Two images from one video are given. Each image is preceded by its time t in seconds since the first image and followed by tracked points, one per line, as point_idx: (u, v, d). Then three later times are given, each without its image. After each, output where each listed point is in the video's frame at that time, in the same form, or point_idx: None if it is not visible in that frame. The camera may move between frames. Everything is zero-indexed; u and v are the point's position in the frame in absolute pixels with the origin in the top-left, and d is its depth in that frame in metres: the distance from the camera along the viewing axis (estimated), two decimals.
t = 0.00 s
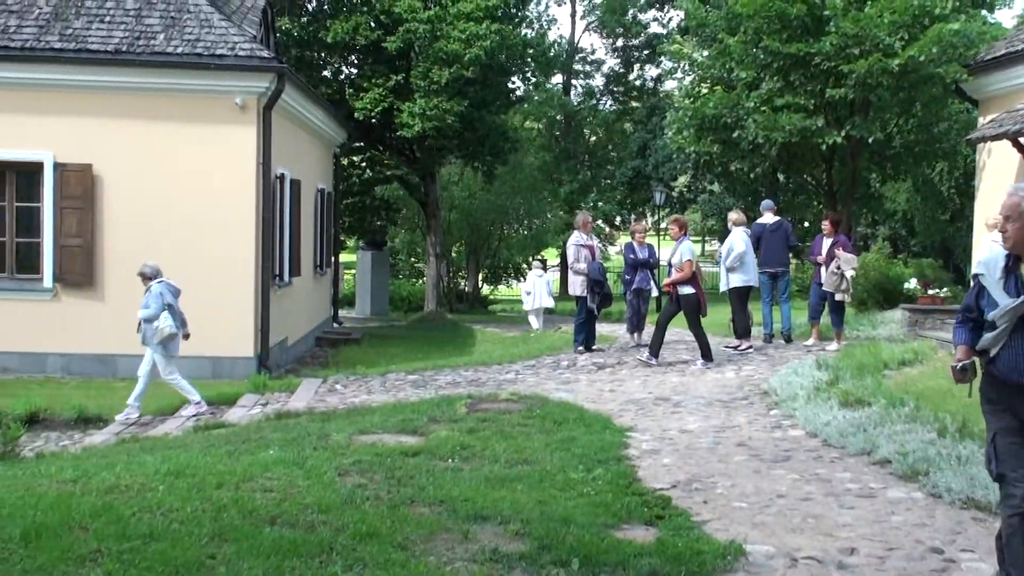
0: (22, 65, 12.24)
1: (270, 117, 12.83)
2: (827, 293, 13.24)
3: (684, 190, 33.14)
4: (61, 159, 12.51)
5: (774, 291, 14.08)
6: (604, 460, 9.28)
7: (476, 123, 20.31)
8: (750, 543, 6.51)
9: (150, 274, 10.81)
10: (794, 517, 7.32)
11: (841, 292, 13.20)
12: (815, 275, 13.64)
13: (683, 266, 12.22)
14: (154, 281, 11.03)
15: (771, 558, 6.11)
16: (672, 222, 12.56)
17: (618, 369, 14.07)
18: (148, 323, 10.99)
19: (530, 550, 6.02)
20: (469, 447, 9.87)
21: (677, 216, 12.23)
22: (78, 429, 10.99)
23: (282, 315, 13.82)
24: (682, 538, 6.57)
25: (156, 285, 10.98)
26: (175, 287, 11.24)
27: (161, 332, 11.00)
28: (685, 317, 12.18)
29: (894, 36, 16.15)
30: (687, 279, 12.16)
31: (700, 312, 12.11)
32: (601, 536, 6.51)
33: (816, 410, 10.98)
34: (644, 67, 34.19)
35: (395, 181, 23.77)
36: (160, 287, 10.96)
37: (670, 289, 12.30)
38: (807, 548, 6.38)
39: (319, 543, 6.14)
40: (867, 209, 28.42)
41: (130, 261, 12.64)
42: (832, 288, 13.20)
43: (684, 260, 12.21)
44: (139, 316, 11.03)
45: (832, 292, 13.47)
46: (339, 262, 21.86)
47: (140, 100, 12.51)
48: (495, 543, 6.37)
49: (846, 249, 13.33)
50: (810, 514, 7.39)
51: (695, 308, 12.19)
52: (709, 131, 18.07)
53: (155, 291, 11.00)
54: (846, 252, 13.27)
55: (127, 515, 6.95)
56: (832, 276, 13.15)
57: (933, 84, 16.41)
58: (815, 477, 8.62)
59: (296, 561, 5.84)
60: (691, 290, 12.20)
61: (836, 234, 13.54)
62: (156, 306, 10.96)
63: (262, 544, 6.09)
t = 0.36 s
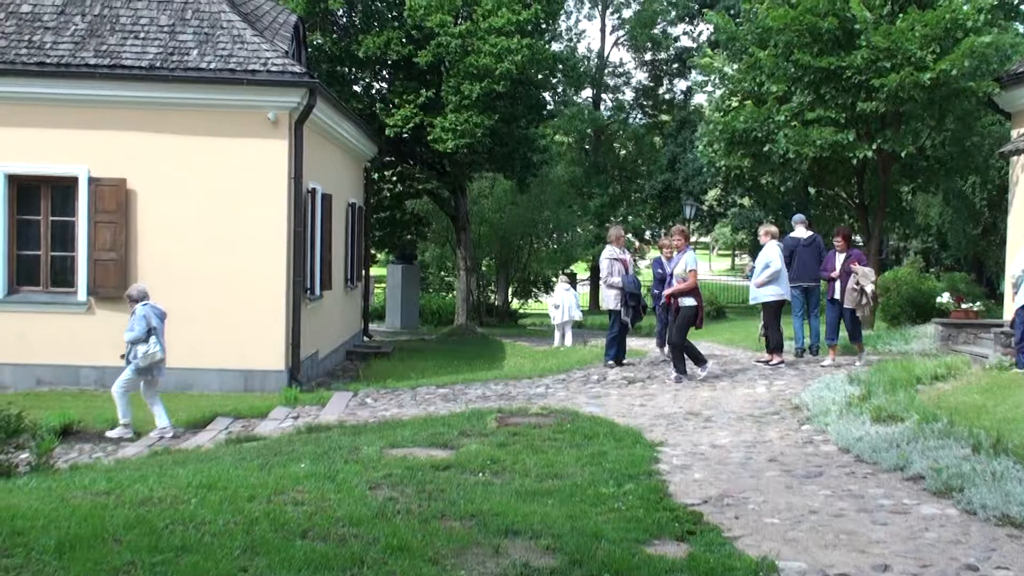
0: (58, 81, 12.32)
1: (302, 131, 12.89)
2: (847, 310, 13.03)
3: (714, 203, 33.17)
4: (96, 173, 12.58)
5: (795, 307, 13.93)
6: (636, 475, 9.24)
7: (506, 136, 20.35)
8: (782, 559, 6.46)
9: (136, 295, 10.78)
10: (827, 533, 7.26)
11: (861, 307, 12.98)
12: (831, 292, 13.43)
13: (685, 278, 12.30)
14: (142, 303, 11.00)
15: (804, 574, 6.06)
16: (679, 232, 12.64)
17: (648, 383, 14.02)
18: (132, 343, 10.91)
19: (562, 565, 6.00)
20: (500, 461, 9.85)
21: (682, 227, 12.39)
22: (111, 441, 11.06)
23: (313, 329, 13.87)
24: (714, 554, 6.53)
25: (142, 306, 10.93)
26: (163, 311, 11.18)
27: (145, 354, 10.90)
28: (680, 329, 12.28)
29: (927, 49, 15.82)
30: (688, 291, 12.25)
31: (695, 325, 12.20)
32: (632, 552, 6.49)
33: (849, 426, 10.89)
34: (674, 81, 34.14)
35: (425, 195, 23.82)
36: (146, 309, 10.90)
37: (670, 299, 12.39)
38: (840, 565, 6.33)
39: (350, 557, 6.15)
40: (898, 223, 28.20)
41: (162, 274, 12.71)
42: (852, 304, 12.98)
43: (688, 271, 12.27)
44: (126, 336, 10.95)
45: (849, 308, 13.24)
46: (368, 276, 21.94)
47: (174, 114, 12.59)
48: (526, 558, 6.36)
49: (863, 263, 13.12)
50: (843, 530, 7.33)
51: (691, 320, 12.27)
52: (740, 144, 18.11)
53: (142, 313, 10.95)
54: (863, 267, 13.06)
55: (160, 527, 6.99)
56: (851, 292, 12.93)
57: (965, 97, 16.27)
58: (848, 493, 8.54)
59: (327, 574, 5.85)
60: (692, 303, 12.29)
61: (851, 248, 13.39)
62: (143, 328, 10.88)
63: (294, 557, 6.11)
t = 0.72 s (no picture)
0: (97, 95, 12.41)
1: (336, 144, 12.94)
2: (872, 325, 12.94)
3: (748, 216, 32.89)
4: (132, 186, 12.66)
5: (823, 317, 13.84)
6: (669, 488, 9.18)
7: (539, 149, 20.36)
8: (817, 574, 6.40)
9: (120, 315, 10.75)
10: (862, 548, 7.18)
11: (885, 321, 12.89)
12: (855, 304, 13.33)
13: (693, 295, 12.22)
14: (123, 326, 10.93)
15: None
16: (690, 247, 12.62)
17: (681, 396, 13.95)
18: (111, 367, 10.78)
19: None
20: (532, 474, 9.82)
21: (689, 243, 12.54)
22: (147, 452, 11.15)
23: (346, 340, 13.91)
24: (748, 568, 6.48)
25: (122, 328, 10.87)
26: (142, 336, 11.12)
27: (125, 376, 10.77)
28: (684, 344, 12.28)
29: (962, 61, 15.66)
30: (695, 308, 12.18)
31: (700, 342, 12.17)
32: (665, 566, 6.46)
33: (883, 440, 10.78)
34: (707, 93, 34.06)
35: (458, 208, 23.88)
36: (127, 330, 10.85)
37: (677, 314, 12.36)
38: None
39: (383, 569, 6.16)
40: (934, 234, 27.94)
41: (198, 287, 12.78)
42: (875, 317, 12.89)
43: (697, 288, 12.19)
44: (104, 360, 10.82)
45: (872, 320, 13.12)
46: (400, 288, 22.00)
47: (210, 128, 12.67)
48: (558, 571, 6.34)
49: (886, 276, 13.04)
50: (878, 545, 7.25)
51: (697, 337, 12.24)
52: (773, 156, 18.03)
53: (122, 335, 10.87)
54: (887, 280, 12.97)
55: (195, 537, 7.03)
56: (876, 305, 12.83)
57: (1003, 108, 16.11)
58: (883, 508, 8.45)
59: None
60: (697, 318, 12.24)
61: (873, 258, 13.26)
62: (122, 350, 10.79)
63: (328, 568, 6.13)
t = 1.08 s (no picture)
0: (134, 104, 12.47)
1: (369, 151, 12.98)
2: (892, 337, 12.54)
3: (781, 222, 33.01)
4: (168, 194, 12.73)
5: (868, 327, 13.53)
6: (703, 497, 9.12)
7: (572, 157, 20.35)
8: None
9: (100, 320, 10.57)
10: (898, 559, 7.11)
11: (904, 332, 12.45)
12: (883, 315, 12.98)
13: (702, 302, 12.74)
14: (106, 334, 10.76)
15: None
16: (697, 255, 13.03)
17: (715, 405, 13.87)
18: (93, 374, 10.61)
19: None
20: (565, 482, 9.79)
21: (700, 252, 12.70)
22: (182, 458, 11.21)
23: (379, 347, 13.95)
24: None
25: (104, 335, 10.68)
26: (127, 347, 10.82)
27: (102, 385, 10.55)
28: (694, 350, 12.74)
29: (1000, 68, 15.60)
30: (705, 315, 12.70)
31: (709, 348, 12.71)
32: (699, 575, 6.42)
33: (920, 450, 10.66)
34: (741, 102, 33.90)
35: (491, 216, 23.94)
36: (107, 337, 10.64)
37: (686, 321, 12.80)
38: None
39: None
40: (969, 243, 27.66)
41: (232, 294, 12.84)
42: (894, 328, 12.50)
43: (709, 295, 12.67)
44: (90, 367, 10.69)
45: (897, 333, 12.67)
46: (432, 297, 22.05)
47: (245, 136, 12.74)
48: None
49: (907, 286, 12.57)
50: (914, 556, 7.17)
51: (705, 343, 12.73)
52: (808, 163, 18.04)
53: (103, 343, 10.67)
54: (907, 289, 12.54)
55: (230, 543, 7.06)
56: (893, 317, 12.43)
57: None
58: (919, 519, 8.36)
59: None
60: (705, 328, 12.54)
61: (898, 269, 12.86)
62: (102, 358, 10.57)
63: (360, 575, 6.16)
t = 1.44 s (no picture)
0: (167, 117, 12.56)
1: (401, 163, 13.01)
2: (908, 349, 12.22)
3: (812, 232, 32.01)
4: (201, 206, 12.81)
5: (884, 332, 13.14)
6: (736, 507, 9.07)
7: (602, 166, 20.29)
8: None
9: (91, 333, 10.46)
10: (934, 570, 7.03)
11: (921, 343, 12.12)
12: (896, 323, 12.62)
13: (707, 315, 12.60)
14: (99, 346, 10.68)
15: None
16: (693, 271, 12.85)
17: (747, 415, 13.80)
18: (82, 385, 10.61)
19: None
20: (597, 492, 9.75)
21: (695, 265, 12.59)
22: (215, 468, 11.27)
23: (411, 358, 13.99)
24: None
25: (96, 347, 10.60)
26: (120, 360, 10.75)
27: (90, 398, 10.54)
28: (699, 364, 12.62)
29: None
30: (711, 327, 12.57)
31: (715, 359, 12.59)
32: None
33: (955, 460, 10.56)
34: (771, 110, 33.71)
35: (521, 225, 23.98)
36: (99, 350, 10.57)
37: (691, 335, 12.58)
38: None
39: None
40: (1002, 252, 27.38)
41: (265, 304, 12.89)
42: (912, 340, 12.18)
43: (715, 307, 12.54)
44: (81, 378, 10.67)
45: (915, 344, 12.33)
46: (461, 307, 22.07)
47: (278, 147, 12.79)
48: None
49: (921, 295, 12.22)
50: (951, 567, 7.10)
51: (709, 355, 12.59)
52: (839, 171, 17.89)
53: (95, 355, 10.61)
54: (920, 298, 12.18)
55: (263, 553, 7.08)
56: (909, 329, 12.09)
57: None
58: (955, 530, 8.27)
59: None
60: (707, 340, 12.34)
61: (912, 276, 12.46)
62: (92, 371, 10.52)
63: None
